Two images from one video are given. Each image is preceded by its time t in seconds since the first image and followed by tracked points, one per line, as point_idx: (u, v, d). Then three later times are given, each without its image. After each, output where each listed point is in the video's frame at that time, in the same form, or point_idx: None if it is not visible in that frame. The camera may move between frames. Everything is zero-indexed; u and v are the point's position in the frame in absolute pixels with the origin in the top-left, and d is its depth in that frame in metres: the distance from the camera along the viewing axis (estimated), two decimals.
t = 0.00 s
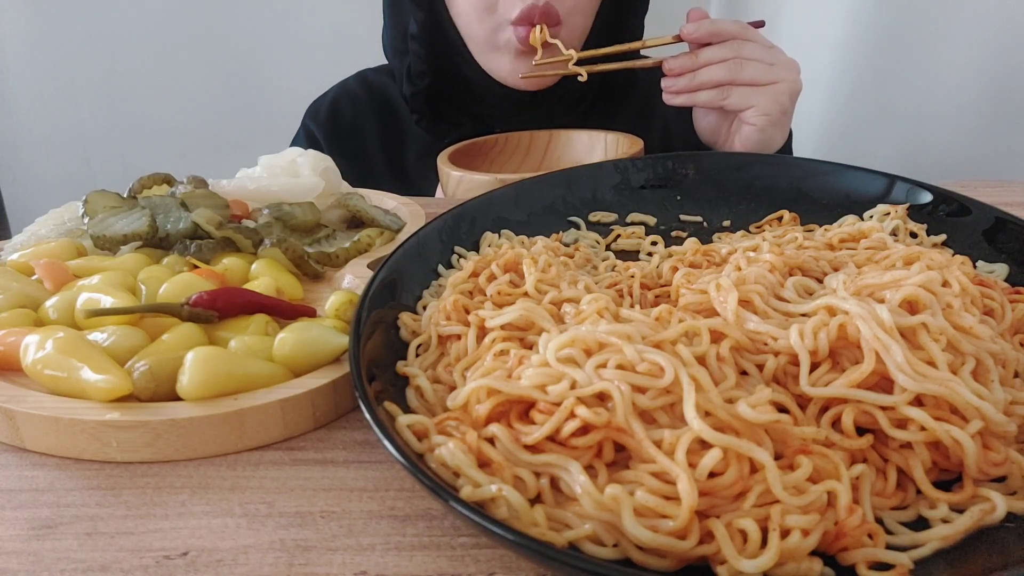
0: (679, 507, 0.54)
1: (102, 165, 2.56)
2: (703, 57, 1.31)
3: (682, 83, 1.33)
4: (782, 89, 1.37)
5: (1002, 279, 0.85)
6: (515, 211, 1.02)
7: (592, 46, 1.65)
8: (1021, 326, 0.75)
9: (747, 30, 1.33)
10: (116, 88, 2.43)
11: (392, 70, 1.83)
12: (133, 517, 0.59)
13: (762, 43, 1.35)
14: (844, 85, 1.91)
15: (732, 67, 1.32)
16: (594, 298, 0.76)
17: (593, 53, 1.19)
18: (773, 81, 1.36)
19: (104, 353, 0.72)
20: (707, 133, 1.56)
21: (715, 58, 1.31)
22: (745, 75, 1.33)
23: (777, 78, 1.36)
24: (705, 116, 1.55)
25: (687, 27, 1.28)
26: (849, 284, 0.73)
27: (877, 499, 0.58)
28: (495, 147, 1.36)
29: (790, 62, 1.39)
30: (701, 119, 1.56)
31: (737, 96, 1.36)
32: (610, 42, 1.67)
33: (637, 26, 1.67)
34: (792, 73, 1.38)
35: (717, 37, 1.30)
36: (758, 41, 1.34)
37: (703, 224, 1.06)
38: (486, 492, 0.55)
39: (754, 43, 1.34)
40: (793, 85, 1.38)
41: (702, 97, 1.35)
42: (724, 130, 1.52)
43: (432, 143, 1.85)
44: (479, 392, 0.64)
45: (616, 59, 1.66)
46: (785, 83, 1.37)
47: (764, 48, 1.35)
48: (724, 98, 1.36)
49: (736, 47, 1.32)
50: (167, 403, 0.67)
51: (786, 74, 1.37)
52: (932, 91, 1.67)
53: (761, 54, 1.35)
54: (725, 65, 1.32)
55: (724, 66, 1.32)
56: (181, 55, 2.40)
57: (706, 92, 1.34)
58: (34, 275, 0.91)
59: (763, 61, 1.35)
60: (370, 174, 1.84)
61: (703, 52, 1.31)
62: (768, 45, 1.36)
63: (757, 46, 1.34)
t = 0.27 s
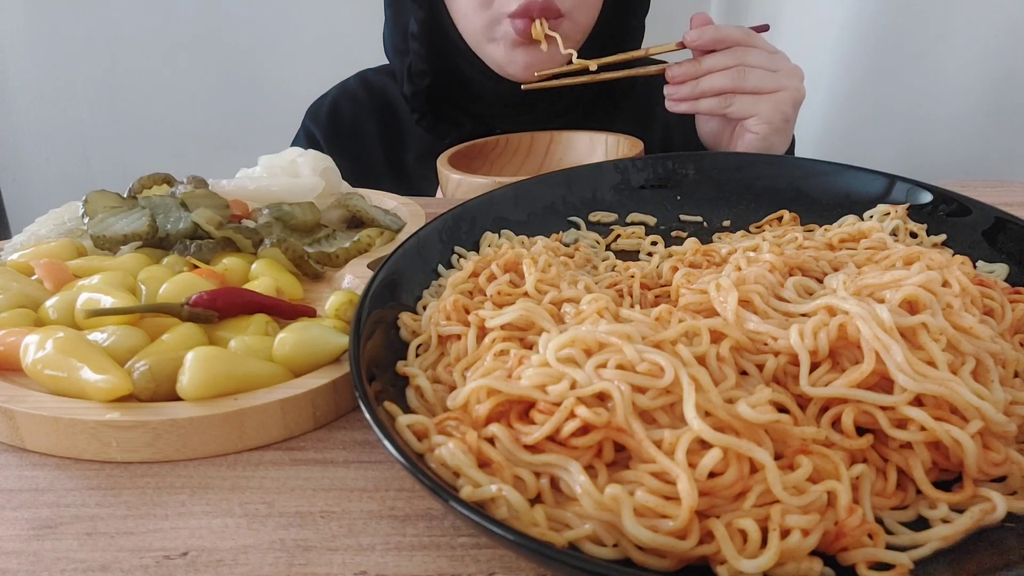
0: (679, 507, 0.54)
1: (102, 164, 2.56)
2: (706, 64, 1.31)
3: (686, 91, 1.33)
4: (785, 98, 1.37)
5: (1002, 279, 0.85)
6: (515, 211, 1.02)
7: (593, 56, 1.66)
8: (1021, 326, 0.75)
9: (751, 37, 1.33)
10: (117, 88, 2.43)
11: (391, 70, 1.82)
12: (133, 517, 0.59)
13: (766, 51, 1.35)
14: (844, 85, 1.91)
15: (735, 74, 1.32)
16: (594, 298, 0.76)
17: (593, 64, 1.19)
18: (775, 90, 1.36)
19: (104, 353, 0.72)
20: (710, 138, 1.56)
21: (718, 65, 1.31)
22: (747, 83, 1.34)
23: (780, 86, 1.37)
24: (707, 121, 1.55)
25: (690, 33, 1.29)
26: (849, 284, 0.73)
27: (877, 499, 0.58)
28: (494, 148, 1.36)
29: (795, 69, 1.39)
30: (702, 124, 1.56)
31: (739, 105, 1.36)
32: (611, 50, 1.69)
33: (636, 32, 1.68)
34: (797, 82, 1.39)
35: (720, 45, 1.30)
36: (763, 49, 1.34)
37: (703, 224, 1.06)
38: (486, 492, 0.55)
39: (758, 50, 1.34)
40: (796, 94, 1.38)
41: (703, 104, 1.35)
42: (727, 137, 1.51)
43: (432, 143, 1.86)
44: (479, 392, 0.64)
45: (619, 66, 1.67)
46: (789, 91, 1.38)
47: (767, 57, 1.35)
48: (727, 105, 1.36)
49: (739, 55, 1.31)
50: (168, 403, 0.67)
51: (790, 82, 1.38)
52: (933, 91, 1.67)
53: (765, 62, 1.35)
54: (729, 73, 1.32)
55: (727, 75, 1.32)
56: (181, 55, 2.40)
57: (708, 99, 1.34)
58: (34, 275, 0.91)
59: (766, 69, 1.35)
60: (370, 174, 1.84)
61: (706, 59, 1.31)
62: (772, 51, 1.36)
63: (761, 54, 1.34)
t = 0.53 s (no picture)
0: (679, 508, 0.54)
1: (102, 164, 2.56)
2: (712, 74, 1.31)
3: (692, 100, 1.33)
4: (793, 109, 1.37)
5: (1002, 279, 0.85)
6: (515, 211, 1.02)
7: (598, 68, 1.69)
8: (1021, 326, 0.75)
9: (759, 46, 1.33)
10: (117, 88, 2.43)
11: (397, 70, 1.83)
12: (133, 517, 0.59)
13: (774, 61, 1.35)
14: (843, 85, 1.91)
15: (742, 85, 1.32)
16: (594, 298, 0.76)
17: (598, 76, 1.20)
18: (783, 100, 1.36)
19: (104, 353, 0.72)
20: (717, 145, 1.56)
21: (724, 74, 1.31)
22: (755, 94, 1.33)
23: (788, 97, 1.36)
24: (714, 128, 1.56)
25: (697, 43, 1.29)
26: (849, 284, 0.73)
27: (877, 499, 0.58)
28: (499, 150, 1.36)
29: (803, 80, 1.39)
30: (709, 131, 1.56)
31: (746, 115, 1.35)
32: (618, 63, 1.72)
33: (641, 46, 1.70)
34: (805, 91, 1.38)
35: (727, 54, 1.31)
36: (770, 59, 1.34)
37: (703, 224, 1.06)
38: (486, 492, 0.55)
39: (765, 61, 1.34)
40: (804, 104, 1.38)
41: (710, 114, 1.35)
42: (735, 141, 1.52)
43: (436, 143, 1.85)
44: (479, 392, 0.64)
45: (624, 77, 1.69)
46: (795, 103, 1.37)
47: (774, 67, 1.35)
48: (733, 116, 1.35)
49: (746, 65, 1.32)
50: (168, 403, 0.67)
51: (796, 93, 1.37)
52: (933, 92, 1.67)
53: (773, 72, 1.35)
54: (735, 83, 1.32)
55: (734, 85, 1.32)
56: (181, 55, 2.40)
57: (715, 109, 1.34)
58: (34, 275, 0.91)
59: (774, 79, 1.35)
60: (374, 173, 1.84)
61: (713, 68, 1.31)
62: (779, 61, 1.36)
63: (768, 64, 1.34)
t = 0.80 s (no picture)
0: (679, 508, 0.54)
1: (102, 164, 2.56)
2: (726, 79, 1.31)
3: (704, 105, 1.34)
4: (804, 114, 1.37)
5: (1002, 279, 0.85)
6: (515, 211, 1.02)
7: (609, 74, 1.69)
8: (1021, 326, 0.75)
9: (773, 51, 1.33)
10: (117, 88, 2.43)
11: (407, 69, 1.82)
12: (133, 517, 0.59)
13: (787, 66, 1.35)
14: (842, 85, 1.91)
15: (755, 90, 1.32)
16: (594, 298, 0.76)
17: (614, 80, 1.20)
18: (795, 105, 1.36)
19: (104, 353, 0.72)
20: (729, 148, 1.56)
21: (738, 79, 1.31)
22: (768, 99, 1.33)
23: (800, 102, 1.36)
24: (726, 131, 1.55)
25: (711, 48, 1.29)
26: (849, 284, 0.73)
27: (877, 499, 0.58)
28: (505, 151, 1.36)
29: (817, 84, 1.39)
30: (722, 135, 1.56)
31: (757, 120, 1.35)
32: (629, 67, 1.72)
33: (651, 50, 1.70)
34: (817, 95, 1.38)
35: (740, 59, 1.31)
36: (784, 64, 1.34)
37: (703, 224, 1.06)
38: (486, 492, 0.55)
39: (779, 66, 1.34)
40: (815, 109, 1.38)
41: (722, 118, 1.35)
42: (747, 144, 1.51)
43: (444, 142, 1.84)
44: (479, 392, 0.64)
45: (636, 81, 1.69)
46: (807, 108, 1.37)
47: (787, 72, 1.35)
48: (745, 121, 1.35)
49: (759, 70, 1.32)
50: (168, 404, 0.67)
51: (808, 99, 1.37)
52: (933, 91, 1.67)
53: (786, 77, 1.35)
54: (748, 88, 1.32)
55: (747, 90, 1.32)
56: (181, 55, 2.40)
57: (727, 113, 1.34)
58: (34, 275, 0.91)
59: (787, 84, 1.35)
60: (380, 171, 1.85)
61: (727, 74, 1.31)
62: (792, 66, 1.36)
63: (782, 70, 1.34)
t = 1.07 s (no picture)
0: (679, 508, 0.54)
1: (101, 164, 2.55)
2: (748, 82, 1.31)
3: (727, 108, 1.33)
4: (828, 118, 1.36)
5: (1002, 279, 0.85)
6: (515, 211, 1.02)
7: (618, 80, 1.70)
8: (1021, 326, 0.75)
9: (795, 55, 1.33)
10: (116, 88, 2.43)
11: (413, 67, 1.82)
12: (133, 517, 0.59)
13: (810, 71, 1.35)
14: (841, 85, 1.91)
15: (778, 94, 1.32)
16: (594, 298, 0.76)
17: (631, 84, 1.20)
18: (819, 110, 1.35)
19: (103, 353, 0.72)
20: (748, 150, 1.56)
21: (760, 83, 1.31)
22: (791, 102, 1.33)
23: (824, 107, 1.36)
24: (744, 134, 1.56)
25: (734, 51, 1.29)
26: (849, 284, 0.73)
27: (877, 499, 0.58)
28: (512, 151, 1.36)
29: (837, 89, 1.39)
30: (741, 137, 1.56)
31: (781, 124, 1.35)
32: (636, 74, 1.74)
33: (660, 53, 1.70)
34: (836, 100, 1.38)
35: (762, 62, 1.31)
36: (806, 68, 1.34)
37: (703, 224, 1.06)
38: (487, 492, 0.55)
39: (801, 71, 1.34)
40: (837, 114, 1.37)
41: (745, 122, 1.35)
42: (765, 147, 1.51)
43: (451, 142, 1.84)
44: (479, 392, 0.64)
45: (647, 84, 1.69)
46: (830, 113, 1.36)
47: (810, 76, 1.35)
48: (767, 125, 1.35)
49: (782, 74, 1.32)
50: (167, 403, 0.67)
51: (831, 104, 1.37)
52: (932, 90, 1.67)
53: (808, 82, 1.35)
54: (772, 92, 1.32)
55: (770, 93, 1.32)
56: (180, 54, 2.40)
57: (751, 117, 1.34)
58: (33, 275, 0.91)
59: (810, 88, 1.34)
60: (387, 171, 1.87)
61: (750, 77, 1.32)
62: (815, 70, 1.36)
63: (805, 74, 1.34)
